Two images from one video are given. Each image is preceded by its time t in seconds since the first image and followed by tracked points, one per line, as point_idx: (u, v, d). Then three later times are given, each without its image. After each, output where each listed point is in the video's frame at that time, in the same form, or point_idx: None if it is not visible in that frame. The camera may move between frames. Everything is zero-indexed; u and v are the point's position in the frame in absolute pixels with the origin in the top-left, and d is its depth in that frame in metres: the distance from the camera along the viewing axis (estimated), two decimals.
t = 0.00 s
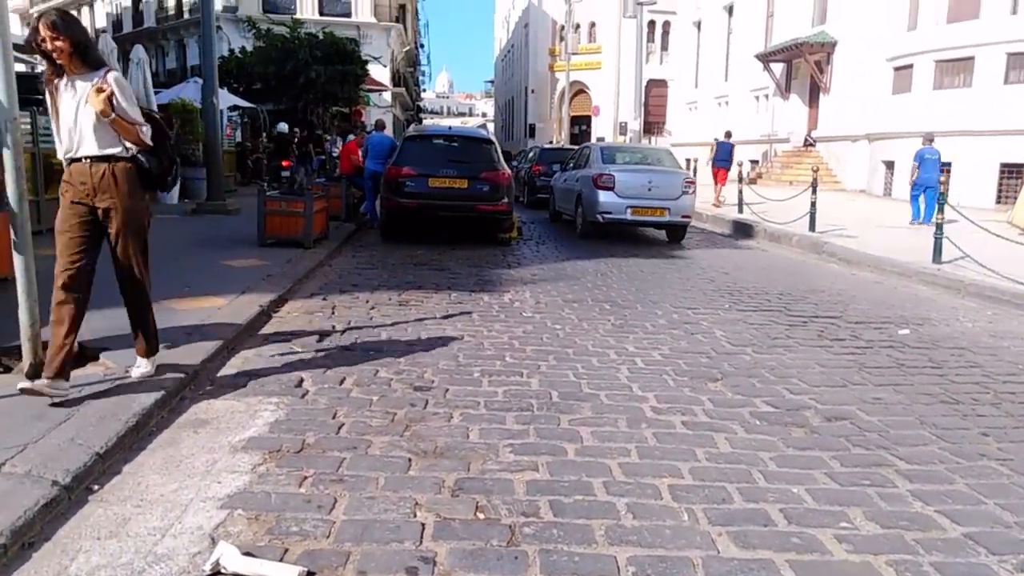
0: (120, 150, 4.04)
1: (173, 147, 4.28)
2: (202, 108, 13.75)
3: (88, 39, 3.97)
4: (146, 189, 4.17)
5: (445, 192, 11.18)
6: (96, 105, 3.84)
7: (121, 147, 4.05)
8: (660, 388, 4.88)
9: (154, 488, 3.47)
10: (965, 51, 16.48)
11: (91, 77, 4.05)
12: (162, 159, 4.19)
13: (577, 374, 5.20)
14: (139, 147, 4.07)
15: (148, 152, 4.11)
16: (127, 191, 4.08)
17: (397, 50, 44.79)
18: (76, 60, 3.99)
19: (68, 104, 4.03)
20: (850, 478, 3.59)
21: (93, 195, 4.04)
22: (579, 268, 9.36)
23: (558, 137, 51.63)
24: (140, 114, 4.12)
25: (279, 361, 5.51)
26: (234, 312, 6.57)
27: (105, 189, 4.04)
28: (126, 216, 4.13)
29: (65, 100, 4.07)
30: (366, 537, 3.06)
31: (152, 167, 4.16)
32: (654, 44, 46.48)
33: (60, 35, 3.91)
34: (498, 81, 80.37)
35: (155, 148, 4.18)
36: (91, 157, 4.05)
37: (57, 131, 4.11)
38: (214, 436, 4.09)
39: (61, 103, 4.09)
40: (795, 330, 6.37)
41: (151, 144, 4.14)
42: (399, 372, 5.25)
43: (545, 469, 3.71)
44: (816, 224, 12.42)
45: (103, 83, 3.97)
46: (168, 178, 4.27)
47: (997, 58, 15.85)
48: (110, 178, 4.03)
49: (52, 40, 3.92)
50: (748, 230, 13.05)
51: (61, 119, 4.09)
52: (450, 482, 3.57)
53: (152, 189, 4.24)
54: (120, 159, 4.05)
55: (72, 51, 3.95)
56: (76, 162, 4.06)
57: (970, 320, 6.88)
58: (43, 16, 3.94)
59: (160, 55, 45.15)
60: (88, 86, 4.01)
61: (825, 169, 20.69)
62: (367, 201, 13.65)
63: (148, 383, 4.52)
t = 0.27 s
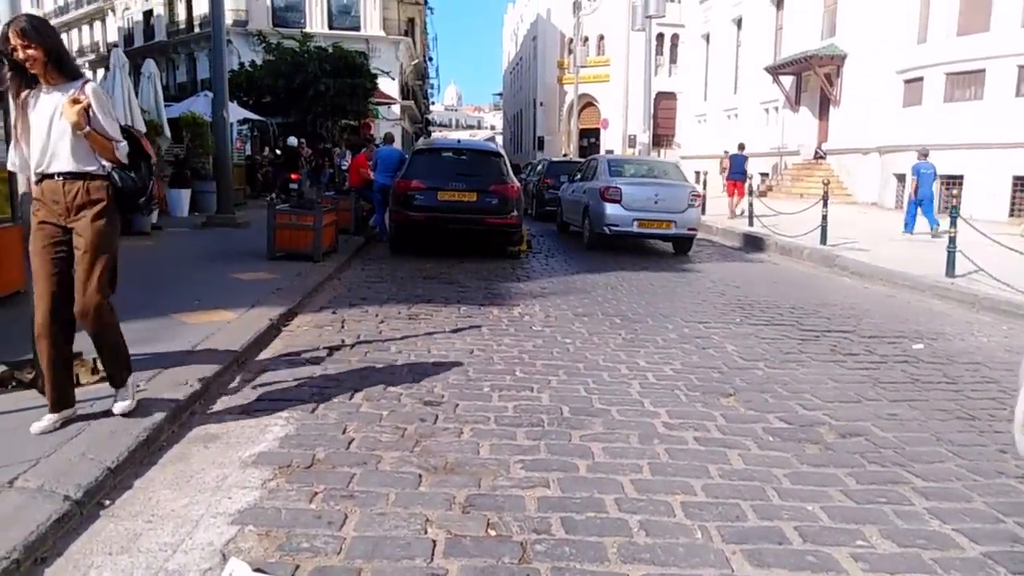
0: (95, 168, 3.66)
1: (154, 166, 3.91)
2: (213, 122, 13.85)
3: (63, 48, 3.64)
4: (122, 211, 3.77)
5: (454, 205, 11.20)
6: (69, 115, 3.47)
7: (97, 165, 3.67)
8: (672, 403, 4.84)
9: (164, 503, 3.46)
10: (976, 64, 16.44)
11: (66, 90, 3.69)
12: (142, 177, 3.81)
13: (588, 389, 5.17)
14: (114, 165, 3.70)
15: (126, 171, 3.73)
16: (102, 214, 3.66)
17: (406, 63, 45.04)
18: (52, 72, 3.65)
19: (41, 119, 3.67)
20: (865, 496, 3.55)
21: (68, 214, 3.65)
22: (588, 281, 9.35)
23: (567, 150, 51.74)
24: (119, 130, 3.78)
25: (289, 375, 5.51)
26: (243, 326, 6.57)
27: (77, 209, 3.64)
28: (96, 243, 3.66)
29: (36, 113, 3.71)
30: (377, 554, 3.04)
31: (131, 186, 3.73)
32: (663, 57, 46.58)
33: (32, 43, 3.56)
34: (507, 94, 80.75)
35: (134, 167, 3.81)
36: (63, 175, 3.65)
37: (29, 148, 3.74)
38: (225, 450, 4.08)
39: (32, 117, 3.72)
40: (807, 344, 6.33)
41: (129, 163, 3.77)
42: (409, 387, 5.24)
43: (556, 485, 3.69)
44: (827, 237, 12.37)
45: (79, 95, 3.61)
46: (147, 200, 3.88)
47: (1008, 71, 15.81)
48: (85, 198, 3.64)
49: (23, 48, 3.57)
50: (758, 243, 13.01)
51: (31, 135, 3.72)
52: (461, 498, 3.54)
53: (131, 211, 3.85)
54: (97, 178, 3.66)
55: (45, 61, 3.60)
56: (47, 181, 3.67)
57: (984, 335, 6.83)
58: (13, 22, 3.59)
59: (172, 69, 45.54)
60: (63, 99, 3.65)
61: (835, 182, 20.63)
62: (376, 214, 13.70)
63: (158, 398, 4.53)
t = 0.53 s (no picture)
0: (88, 188, 3.54)
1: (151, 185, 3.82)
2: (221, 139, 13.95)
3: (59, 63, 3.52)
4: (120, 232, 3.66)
5: (460, 221, 11.23)
6: (63, 134, 3.36)
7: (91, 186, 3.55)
8: (679, 419, 4.83)
9: (171, 521, 3.46)
10: (981, 78, 16.45)
11: (59, 104, 3.56)
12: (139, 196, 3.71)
13: (594, 405, 5.15)
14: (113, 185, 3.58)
15: (122, 190, 3.62)
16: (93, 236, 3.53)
17: (412, 79, 45.34)
18: (44, 87, 3.52)
19: (33, 137, 3.56)
20: (873, 513, 3.53)
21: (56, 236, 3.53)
22: (594, 296, 9.36)
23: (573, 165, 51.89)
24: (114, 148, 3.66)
25: (295, 391, 5.52)
26: (250, 341, 6.59)
27: (71, 229, 3.51)
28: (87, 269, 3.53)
29: (31, 130, 3.58)
30: (383, 572, 3.03)
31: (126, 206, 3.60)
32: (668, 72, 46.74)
33: (19, 59, 3.42)
34: (512, 109, 81.15)
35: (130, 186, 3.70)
36: (55, 195, 3.54)
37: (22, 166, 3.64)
38: (232, 467, 4.09)
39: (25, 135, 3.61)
40: (815, 359, 6.31)
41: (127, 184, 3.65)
42: (415, 403, 5.23)
43: (563, 502, 3.68)
44: (833, 251, 12.37)
45: (72, 111, 3.48)
46: (144, 220, 3.77)
47: (1014, 85, 15.81)
48: (74, 221, 3.51)
49: (12, 64, 3.43)
50: (764, 257, 13.00)
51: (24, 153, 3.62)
52: (468, 516, 3.54)
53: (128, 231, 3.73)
54: (89, 199, 3.54)
55: (36, 76, 3.47)
56: (39, 200, 3.57)
57: (993, 349, 6.79)
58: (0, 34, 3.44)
59: (181, 86, 45.97)
60: (55, 115, 3.52)
61: (842, 196, 20.66)
62: (383, 229, 13.75)
63: (165, 413, 4.54)
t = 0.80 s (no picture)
0: (84, 209, 3.50)
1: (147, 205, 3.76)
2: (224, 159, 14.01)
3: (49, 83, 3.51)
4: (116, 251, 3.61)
5: (463, 238, 11.25)
6: (58, 150, 3.33)
7: (86, 205, 3.51)
8: (684, 435, 4.82)
9: (175, 543, 3.45)
10: (980, 90, 16.50)
11: (50, 124, 3.54)
12: (135, 217, 3.64)
13: (599, 422, 5.14)
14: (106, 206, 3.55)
15: (118, 210, 3.57)
16: (92, 258, 3.49)
17: (414, 97, 45.60)
18: (35, 108, 3.51)
19: (24, 157, 3.51)
20: (881, 529, 3.51)
21: (53, 260, 3.49)
22: (598, 311, 9.36)
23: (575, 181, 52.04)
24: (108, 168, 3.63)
25: (299, 411, 5.52)
26: (254, 361, 6.59)
27: (67, 253, 3.48)
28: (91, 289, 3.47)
29: (18, 149, 3.53)
30: None
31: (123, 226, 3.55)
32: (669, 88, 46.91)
33: (12, 76, 3.41)
34: (514, 125, 81.47)
35: (127, 206, 3.64)
36: (49, 217, 3.49)
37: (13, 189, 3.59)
38: (236, 488, 4.08)
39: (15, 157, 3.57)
40: (819, 373, 6.29)
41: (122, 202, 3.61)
42: (419, 422, 5.22)
43: (569, 521, 3.66)
44: (837, 264, 12.38)
45: (66, 131, 3.46)
46: (142, 241, 3.70)
47: (1012, 97, 15.85)
48: (74, 242, 3.48)
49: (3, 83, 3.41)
50: (766, 271, 13.01)
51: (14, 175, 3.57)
52: (473, 536, 3.53)
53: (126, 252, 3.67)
54: (87, 219, 3.50)
55: (27, 94, 3.45)
56: (34, 224, 3.52)
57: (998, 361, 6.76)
58: None
59: (185, 107, 46.28)
60: (47, 134, 3.49)
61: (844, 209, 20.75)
62: (386, 247, 13.78)
63: (169, 435, 4.54)
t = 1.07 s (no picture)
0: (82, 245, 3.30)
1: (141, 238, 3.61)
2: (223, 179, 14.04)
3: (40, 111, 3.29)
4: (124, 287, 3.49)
5: (461, 257, 11.27)
6: (63, 184, 3.13)
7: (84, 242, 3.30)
8: (684, 456, 4.80)
9: (172, 568, 3.43)
10: (974, 108, 16.61)
11: (40, 156, 3.31)
12: (133, 253, 3.50)
13: (598, 443, 5.13)
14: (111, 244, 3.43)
15: (116, 245, 3.41)
16: (93, 296, 3.27)
17: (413, 117, 45.83)
18: (24, 139, 3.28)
19: (9, 190, 3.26)
20: (882, 550, 3.50)
21: (48, 301, 3.25)
22: (596, 331, 9.36)
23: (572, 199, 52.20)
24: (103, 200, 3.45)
25: (298, 433, 5.50)
26: (251, 383, 6.57)
27: (65, 293, 3.25)
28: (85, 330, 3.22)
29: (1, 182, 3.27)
30: None
31: (129, 266, 3.45)
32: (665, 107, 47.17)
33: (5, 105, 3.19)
34: (512, 145, 81.88)
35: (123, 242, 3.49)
36: (41, 255, 3.25)
37: None
38: (234, 511, 4.06)
39: None
40: (818, 393, 6.27)
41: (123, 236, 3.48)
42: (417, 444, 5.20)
43: (568, 543, 3.64)
44: (834, 282, 12.39)
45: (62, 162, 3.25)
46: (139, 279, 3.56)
47: (1006, 115, 15.96)
48: (72, 281, 3.25)
49: None
50: (764, 289, 13.02)
51: None
52: (472, 559, 3.50)
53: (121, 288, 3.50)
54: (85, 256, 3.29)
55: (19, 124, 3.24)
56: (23, 262, 3.27)
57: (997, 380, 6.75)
58: None
59: (184, 127, 46.47)
60: (39, 166, 3.27)
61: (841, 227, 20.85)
62: (384, 266, 13.80)
63: (168, 458, 4.53)
